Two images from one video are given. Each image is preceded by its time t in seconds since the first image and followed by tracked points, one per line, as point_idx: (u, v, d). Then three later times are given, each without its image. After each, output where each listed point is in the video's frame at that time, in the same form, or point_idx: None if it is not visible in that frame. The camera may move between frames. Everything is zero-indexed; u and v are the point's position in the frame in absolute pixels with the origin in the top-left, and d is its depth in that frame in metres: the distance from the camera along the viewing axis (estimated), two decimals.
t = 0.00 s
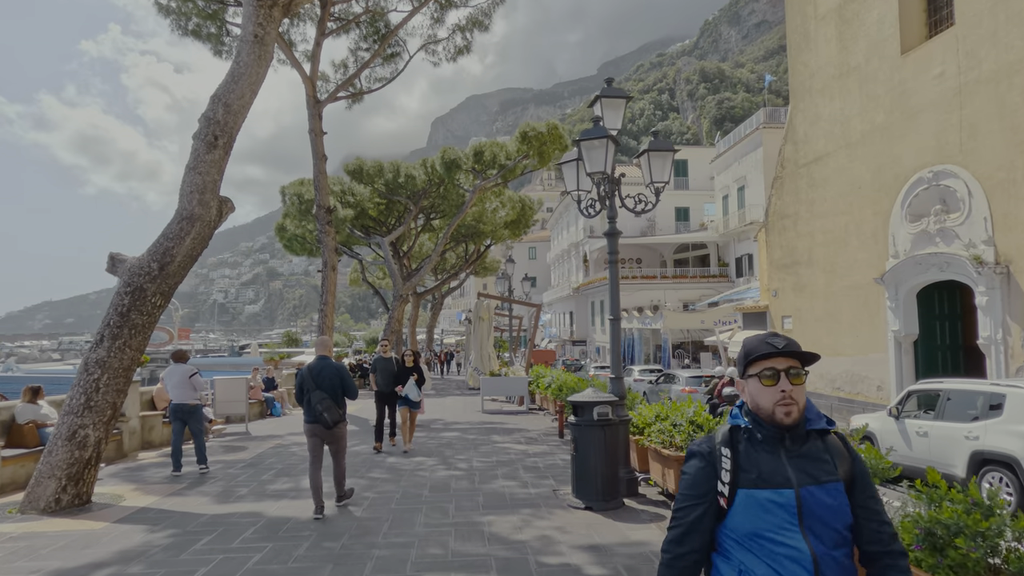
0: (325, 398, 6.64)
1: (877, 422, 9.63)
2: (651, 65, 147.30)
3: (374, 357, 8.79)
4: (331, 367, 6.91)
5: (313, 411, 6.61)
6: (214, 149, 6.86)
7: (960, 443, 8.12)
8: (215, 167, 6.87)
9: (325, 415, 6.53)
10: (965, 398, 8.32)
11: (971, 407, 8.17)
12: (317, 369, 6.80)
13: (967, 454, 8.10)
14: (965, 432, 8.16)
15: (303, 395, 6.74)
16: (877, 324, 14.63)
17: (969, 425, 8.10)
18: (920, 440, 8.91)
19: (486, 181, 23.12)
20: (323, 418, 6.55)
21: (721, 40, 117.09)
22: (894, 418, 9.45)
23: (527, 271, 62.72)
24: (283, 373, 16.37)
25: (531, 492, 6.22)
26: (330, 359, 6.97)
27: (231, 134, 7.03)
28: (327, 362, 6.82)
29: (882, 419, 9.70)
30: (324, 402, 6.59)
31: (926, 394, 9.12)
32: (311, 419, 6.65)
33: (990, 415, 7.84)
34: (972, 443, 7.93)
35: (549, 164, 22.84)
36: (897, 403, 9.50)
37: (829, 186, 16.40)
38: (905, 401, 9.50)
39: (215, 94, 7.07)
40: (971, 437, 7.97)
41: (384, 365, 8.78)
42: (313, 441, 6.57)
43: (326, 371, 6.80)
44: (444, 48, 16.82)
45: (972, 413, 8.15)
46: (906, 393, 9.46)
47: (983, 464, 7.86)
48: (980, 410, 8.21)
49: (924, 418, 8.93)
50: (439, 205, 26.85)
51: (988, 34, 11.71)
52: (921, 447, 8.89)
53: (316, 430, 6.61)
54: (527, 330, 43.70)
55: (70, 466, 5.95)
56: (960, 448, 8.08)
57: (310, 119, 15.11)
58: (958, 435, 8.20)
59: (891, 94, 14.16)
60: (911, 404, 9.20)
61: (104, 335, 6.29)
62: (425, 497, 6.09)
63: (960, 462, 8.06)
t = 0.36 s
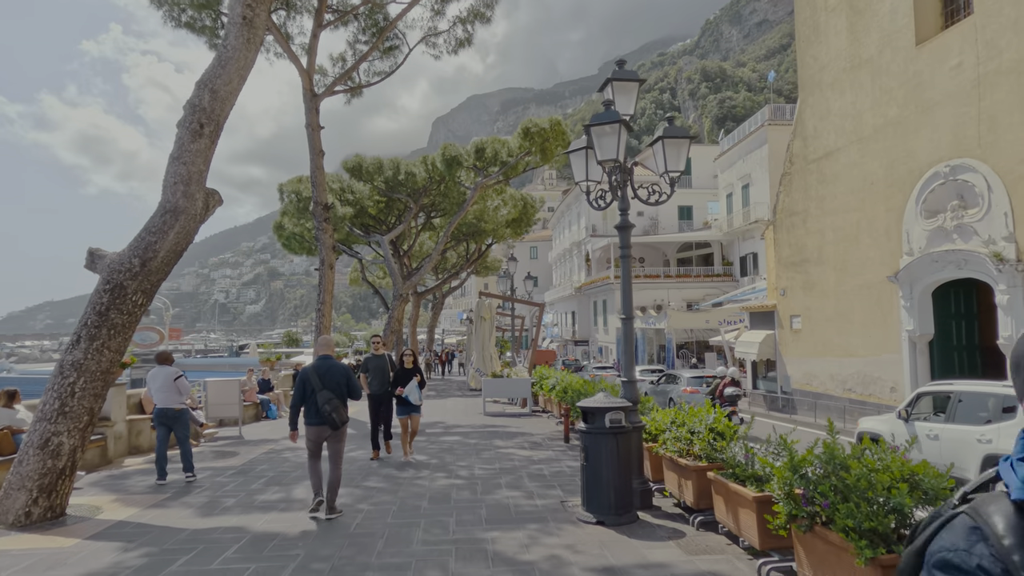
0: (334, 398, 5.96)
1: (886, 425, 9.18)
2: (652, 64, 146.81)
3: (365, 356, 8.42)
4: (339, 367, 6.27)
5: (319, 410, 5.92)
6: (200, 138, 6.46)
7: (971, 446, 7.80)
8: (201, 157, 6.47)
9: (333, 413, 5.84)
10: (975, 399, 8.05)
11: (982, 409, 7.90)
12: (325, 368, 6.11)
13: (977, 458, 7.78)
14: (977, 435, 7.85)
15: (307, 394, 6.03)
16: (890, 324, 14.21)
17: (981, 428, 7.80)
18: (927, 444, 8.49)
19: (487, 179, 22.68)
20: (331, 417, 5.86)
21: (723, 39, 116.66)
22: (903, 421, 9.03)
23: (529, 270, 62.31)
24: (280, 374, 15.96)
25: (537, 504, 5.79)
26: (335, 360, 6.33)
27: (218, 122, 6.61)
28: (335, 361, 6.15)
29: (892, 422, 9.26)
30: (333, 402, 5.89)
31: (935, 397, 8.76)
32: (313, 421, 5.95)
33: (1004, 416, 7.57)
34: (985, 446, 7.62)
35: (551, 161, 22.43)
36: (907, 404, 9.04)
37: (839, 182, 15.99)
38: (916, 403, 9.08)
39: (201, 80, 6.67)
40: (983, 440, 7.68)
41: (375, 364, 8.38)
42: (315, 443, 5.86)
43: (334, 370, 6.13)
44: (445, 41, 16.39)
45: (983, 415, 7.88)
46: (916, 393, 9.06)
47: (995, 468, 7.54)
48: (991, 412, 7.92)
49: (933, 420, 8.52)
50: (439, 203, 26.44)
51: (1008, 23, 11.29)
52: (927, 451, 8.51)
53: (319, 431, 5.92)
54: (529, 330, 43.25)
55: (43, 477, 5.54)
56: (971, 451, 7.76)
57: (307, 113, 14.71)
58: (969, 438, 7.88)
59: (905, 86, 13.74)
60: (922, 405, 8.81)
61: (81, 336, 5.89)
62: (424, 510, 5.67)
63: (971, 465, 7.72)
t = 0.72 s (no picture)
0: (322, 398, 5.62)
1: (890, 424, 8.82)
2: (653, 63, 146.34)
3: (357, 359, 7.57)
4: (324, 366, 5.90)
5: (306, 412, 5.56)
6: (179, 121, 6.04)
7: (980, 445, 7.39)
8: (180, 141, 6.06)
9: (323, 413, 5.48)
10: (983, 395, 7.61)
11: (990, 404, 7.48)
12: (310, 367, 5.75)
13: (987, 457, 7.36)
14: (986, 434, 7.44)
15: (293, 396, 5.67)
16: (902, 322, 13.80)
17: (989, 426, 7.41)
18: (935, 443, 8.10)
19: (488, 174, 22.28)
20: (320, 418, 5.50)
21: (724, 38, 116.25)
22: (908, 420, 8.61)
23: (530, 270, 61.82)
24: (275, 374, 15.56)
25: (539, 513, 5.38)
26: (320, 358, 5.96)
27: (199, 104, 6.21)
28: (321, 359, 5.81)
29: (896, 421, 8.86)
30: (321, 401, 5.54)
31: (943, 394, 8.34)
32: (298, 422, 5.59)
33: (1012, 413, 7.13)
34: (992, 445, 7.22)
35: (553, 156, 21.98)
36: (912, 404, 8.70)
37: (849, 176, 15.57)
38: (921, 402, 8.67)
39: (180, 60, 6.26)
40: (991, 439, 7.26)
41: (369, 368, 7.56)
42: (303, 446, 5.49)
43: (320, 369, 5.77)
44: (443, 32, 15.98)
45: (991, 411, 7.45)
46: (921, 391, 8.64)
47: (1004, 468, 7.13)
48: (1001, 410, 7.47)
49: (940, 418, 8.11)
50: (439, 200, 26.03)
51: None
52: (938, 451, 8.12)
53: (306, 433, 5.55)
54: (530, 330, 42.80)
55: (5, 484, 5.14)
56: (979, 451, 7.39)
57: (301, 104, 14.31)
58: (977, 437, 7.49)
59: (919, 76, 13.31)
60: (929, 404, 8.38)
61: (50, 332, 5.48)
62: (417, 519, 5.26)
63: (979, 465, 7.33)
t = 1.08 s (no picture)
0: (299, 399, 5.41)
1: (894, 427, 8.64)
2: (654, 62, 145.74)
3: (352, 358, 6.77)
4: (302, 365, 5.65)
5: (282, 414, 5.37)
6: (155, 106, 5.63)
7: (985, 448, 7.23)
8: (156, 127, 5.64)
9: (300, 416, 5.32)
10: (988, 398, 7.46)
11: (994, 408, 7.32)
12: (287, 368, 5.52)
13: (993, 461, 7.21)
14: (991, 437, 7.28)
15: (269, 397, 5.45)
16: (916, 321, 13.38)
17: (995, 430, 7.24)
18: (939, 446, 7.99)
19: (489, 171, 21.82)
20: (298, 420, 5.35)
21: (727, 37, 115.83)
22: (912, 422, 8.51)
23: (531, 269, 61.32)
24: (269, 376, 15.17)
25: (541, 529, 4.96)
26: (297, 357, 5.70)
27: (177, 88, 5.79)
28: (299, 359, 5.56)
29: (899, 423, 8.74)
30: (299, 403, 5.36)
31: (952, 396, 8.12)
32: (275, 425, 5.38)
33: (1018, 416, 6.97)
34: (998, 449, 7.06)
35: (555, 153, 21.55)
36: (917, 405, 8.53)
37: (860, 171, 15.13)
38: (926, 404, 8.52)
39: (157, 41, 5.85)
40: (997, 442, 7.10)
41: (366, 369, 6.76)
42: (280, 448, 5.35)
43: (298, 369, 5.52)
44: (443, 23, 15.52)
45: (996, 414, 7.29)
46: (925, 393, 8.53)
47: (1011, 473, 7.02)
48: (1007, 413, 7.32)
49: (944, 421, 7.95)
50: (439, 198, 25.62)
51: None
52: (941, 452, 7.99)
53: (284, 435, 5.36)
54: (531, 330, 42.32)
55: None
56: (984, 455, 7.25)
57: (296, 98, 13.89)
58: (982, 441, 7.36)
59: (933, 68, 12.89)
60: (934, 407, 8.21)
61: (14, 333, 5.08)
62: (409, 536, 4.83)
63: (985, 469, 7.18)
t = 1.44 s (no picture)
0: (280, 403, 5.09)
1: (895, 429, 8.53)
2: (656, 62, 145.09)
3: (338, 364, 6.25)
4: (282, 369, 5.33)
5: (262, 418, 5.01)
6: (125, 88, 5.21)
7: (989, 452, 7.11)
8: (127, 112, 5.22)
9: (282, 422, 5.00)
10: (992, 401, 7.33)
11: (997, 411, 7.21)
12: (269, 371, 5.18)
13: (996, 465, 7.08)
14: (994, 440, 7.19)
15: (247, 400, 5.08)
16: (931, 321, 12.94)
17: (998, 433, 7.12)
18: (940, 448, 7.87)
19: (488, 168, 21.36)
20: (277, 426, 5.00)
21: (728, 36, 115.23)
22: (914, 424, 8.36)
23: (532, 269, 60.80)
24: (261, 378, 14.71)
25: (544, 550, 4.52)
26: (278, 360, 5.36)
27: (149, 70, 5.37)
28: (282, 363, 5.27)
29: (901, 424, 8.58)
30: (280, 408, 5.03)
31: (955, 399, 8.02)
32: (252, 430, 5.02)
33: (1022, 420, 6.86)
34: (1001, 452, 6.95)
35: (557, 150, 21.12)
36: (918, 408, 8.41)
37: (871, 166, 14.69)
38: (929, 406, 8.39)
39: (129, 20, 5.44)
40: (1000, 445, 6.99)
41: (354, 375, 6.21)
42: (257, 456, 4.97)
43: (281, 373, 5.21)
44: (441, 14, 15.07)
45: (999, 417, 7.18)
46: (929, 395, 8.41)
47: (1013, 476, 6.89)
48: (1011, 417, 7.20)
49: (948, 424, 7.86)
50: (438, 195, 25.21)
51: None
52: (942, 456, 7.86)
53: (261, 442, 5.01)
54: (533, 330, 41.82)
55: None
56: (987, 458, 7.13)
57: (289, 91, 13.46)
58: (986, 444, 7.23)
59: (948, 59, 12.45)
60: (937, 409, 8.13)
61: None
62: (401, 557, 4.39)
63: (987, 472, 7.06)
